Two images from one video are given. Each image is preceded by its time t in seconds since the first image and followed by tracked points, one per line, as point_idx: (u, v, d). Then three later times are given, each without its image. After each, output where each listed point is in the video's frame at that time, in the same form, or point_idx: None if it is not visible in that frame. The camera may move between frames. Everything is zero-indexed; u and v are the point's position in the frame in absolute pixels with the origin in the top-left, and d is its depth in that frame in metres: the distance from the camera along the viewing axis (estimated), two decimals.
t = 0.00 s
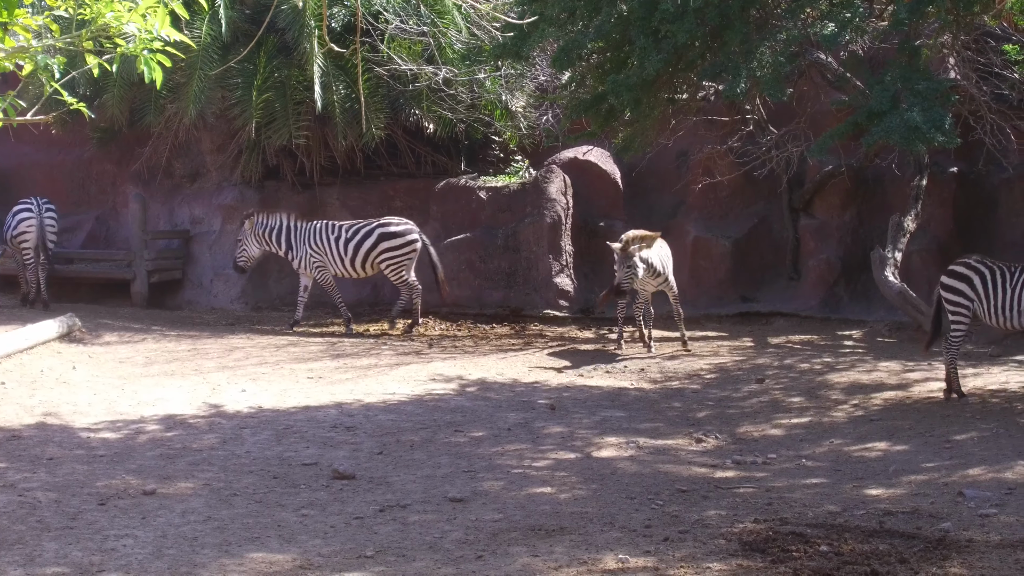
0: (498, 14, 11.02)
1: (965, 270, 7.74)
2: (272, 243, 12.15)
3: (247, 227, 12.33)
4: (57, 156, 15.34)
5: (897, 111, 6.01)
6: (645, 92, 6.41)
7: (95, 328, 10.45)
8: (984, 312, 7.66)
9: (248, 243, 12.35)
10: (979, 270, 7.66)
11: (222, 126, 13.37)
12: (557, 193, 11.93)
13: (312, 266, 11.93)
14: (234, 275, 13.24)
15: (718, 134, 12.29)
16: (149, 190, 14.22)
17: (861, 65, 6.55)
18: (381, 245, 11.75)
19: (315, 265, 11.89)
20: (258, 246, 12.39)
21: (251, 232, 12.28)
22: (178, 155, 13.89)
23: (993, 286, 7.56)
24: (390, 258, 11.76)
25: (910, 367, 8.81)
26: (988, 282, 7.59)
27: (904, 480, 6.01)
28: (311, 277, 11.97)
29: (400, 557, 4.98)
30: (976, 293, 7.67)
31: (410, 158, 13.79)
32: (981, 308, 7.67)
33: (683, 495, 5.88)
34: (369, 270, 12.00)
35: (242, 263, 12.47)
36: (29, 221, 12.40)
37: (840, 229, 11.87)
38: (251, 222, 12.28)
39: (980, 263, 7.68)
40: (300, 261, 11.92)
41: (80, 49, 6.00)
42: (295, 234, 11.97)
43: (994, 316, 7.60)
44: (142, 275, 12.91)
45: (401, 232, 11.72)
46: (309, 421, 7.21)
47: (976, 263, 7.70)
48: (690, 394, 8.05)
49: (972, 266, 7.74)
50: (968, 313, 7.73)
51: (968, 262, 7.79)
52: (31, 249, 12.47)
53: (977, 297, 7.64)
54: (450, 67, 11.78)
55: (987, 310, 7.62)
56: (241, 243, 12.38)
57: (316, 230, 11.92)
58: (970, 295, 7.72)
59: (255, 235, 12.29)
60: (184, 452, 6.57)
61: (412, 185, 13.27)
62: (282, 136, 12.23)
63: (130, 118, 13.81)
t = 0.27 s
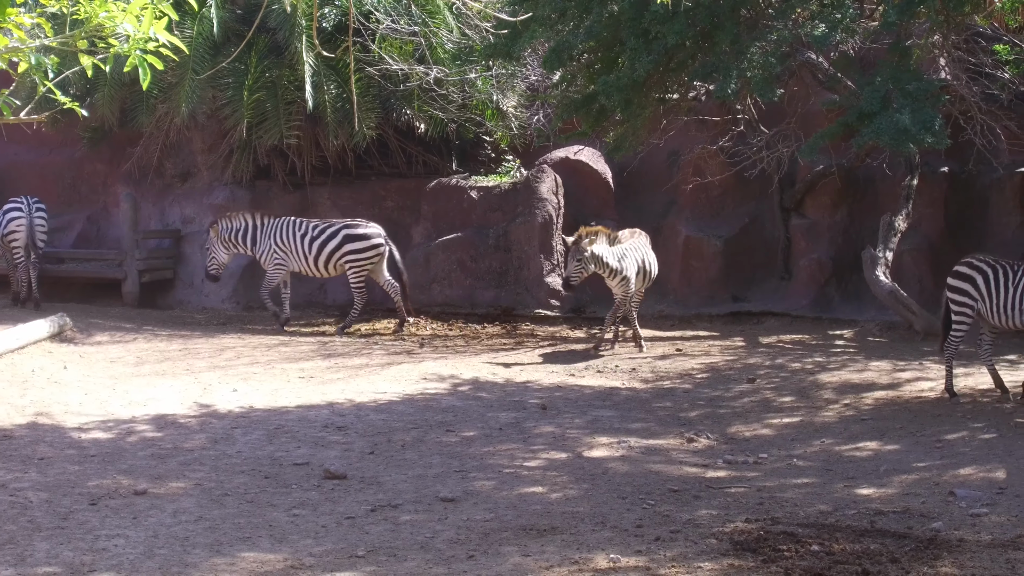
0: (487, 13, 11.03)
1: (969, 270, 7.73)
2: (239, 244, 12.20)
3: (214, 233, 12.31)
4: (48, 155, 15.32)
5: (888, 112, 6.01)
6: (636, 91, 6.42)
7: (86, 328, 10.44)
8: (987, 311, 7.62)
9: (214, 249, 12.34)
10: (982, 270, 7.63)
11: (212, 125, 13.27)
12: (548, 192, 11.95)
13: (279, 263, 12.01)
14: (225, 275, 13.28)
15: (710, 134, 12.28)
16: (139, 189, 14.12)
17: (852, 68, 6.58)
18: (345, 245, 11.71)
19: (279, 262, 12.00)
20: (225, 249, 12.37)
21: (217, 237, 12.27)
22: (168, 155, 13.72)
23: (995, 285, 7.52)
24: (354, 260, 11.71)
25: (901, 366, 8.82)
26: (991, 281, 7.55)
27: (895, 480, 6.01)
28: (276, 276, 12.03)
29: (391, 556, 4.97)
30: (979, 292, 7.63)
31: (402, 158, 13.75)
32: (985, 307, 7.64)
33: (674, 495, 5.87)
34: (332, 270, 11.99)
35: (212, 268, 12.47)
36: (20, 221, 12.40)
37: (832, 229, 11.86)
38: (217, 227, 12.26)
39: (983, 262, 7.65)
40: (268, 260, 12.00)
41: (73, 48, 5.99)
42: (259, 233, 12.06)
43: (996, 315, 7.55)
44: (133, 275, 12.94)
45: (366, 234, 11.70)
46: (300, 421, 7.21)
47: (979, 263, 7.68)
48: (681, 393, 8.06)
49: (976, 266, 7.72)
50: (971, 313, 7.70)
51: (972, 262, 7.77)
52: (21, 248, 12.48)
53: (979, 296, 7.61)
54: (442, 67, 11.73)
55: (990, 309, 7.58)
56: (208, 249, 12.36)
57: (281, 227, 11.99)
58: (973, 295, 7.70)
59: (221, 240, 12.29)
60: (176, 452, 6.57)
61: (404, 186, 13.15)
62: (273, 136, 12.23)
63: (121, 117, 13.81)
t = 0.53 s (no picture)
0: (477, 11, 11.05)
1: (974, 269, 7.66)
2: (207, 243, 12.29)
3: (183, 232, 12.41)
4: (39, 155, 15.27)
5: (878, 112, 6.00)
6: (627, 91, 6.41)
7: (76, 327, 10.43)
8: (992, 311, 7.51)
9: (184, 248, 12.47)
10: (987, 270, 7.54)
11: (203, 125, 13.22)
12: (539, 191, 12.00)
13: (242, 261, 12.02)
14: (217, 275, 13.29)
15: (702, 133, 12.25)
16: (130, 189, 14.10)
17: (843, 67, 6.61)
18: (310, 244, 11.74)
19: (241, 258, 12.01)
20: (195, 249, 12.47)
21: (186, 235, 12.37)
22: (159, 153, 13.68)
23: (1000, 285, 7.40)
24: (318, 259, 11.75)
25: (892, 365, 8.83)
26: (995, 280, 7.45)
27: (886, 479, 6.01)
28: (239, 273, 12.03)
29: (382, 556, 4.96)
30: (983, 292, 7.55)
31: (393, 156, 13.78)
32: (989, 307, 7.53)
33: (666, 494, 5.87)
34: (297, 270, 11.98)
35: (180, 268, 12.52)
36: (9, 220, 12.38)
37: (823, 228, 11.86)
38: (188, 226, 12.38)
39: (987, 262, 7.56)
40: (231, 257, 12.02)
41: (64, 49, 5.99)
42: (224, 231, 12.12)
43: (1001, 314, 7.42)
44: (124, 275, 12.96)
45: (330, 232, 11.72)
46: (292, 420, 7.21)
47: (983, 263, 7.60)
48: (672, 392, 8.07)
49: (981, 265, 7.66)
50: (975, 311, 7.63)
51: (977, 262, 7.73)
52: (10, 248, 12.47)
53: (983, 295, 7.52)
54: (433, 66, 11.74)
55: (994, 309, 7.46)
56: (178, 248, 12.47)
57: (247, 225, 12.04)
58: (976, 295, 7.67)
59: (191, 239, 12.38)
60: (167, 452, 6.56)
61: (396, 185, 13.14)
62: (264, 135, 12.22)
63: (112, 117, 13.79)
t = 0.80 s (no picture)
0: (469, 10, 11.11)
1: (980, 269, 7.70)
2: (176, 241, 12.34)
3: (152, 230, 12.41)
4: (31, 154, 15.26)
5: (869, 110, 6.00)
6: (618, 89, 6.42)
7: (68, 327, 10.43)
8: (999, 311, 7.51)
9: (153, 246, 12.49)
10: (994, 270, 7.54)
11: (196, 124, 13.24)
12: (531, 191, 12.02)
13: (211, 257, 12.13)
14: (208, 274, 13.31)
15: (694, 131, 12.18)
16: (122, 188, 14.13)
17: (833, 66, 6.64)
18: (277, 244, 11.76)
19: (210, 254, 12.11)
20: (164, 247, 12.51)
21: (156, 234, 12.38)
22: (151, 153, 13.77)
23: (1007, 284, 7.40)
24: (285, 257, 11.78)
25: (884, 365, 8.84)
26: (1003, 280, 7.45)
27: (878, 478, 6.02)
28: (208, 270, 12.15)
29: (374, 555, 4.95)
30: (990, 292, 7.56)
31: (385, 157, 13.87)
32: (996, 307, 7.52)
33: (657, 493, 5.87)
34: (263, 268, 12.02)
35: (150, 267, 12.58)
36: None
37: (815, 227, 11.85)
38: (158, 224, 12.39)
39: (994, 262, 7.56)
40: (201, 253, 12.13)
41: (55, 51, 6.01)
42: (194, 228, 12.18)
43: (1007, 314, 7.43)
44: (116, 274, 13.00)
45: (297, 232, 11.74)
46: (283, 420, 7.21)
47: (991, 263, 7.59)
48: (663, 391, 8.08)
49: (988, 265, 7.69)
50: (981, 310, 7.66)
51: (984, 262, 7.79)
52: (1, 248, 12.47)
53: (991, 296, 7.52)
54: (425, 65, 11.82)
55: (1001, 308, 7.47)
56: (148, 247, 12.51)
57: (215, 223, 12.11)
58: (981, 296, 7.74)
59: (160, 237, 12.42)
60: (159, 451, 6.56)
61: (387, 185, 13.21)
62: (256, 135, 12.22)
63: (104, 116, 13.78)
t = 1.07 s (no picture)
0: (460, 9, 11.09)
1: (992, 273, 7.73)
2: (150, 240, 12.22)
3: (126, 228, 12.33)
4: (24, 152, 15.26)
5: (864, 109, 5.99)
6: (612, 87, 6.42)
7: (61, 326, 10.42)
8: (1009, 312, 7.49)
9: (127, 244, 12.41)
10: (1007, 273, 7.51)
11: (190, 123, 13.21)
12: (524, 190, 12.06)
13: (184, 257, 12.00)
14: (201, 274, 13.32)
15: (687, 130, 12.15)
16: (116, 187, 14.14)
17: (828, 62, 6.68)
18: (251, 245, 11.76)
19: (183, 255, 12.00)
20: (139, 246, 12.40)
21: (130, 233, 12.30)
22: (145, 152, 13.79)
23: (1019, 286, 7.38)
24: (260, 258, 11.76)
25: (878, 364, 8.84)
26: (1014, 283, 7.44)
27: (872, 478, 6.02)
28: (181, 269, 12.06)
29: (368, 555, 4.95)
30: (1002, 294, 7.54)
31: (379, 156, 13.84)
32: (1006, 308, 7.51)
33: (651, 493, 5.87)
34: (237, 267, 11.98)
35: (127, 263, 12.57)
36: None
37: (809, 227, 11.86)
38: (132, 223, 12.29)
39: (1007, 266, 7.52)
40: (173, 253, 11.99)
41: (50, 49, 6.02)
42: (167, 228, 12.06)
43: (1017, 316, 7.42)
44: (110, 275, 13.00)
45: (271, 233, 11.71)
46: (277, 419, 7.21)
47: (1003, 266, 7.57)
48: (657, 391, 8.07)
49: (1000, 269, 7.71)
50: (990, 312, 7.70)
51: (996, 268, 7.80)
52: None
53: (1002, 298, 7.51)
54: (419, 65, 11.68)
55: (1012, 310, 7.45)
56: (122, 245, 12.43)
57: (187, 222, 11.99)
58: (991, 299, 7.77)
59: (133, 236, 12.32)
60: (152, 451, 6.56)
61: (380, 183, 13.49)
62: (250, 134, 12.22)
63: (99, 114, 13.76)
